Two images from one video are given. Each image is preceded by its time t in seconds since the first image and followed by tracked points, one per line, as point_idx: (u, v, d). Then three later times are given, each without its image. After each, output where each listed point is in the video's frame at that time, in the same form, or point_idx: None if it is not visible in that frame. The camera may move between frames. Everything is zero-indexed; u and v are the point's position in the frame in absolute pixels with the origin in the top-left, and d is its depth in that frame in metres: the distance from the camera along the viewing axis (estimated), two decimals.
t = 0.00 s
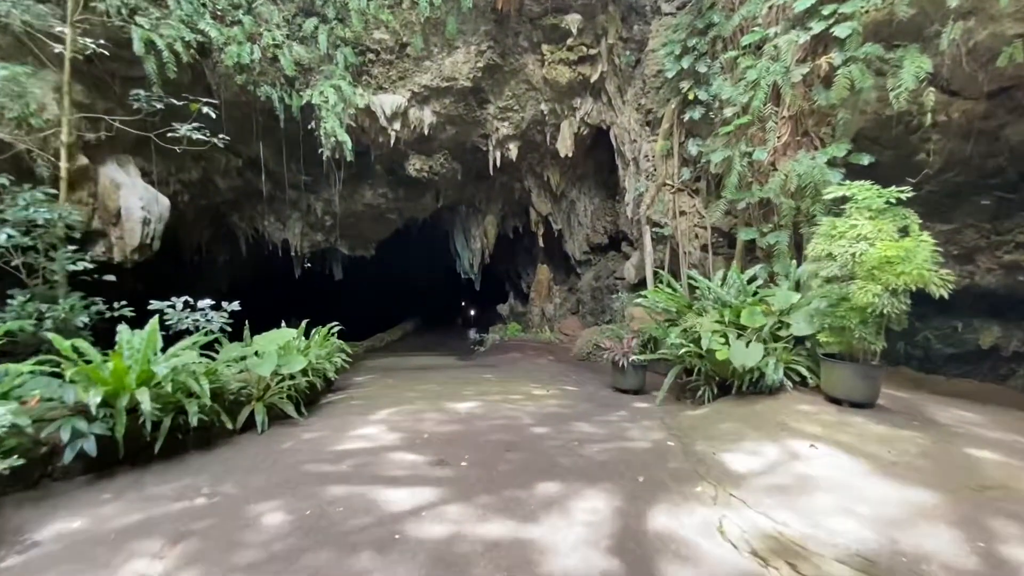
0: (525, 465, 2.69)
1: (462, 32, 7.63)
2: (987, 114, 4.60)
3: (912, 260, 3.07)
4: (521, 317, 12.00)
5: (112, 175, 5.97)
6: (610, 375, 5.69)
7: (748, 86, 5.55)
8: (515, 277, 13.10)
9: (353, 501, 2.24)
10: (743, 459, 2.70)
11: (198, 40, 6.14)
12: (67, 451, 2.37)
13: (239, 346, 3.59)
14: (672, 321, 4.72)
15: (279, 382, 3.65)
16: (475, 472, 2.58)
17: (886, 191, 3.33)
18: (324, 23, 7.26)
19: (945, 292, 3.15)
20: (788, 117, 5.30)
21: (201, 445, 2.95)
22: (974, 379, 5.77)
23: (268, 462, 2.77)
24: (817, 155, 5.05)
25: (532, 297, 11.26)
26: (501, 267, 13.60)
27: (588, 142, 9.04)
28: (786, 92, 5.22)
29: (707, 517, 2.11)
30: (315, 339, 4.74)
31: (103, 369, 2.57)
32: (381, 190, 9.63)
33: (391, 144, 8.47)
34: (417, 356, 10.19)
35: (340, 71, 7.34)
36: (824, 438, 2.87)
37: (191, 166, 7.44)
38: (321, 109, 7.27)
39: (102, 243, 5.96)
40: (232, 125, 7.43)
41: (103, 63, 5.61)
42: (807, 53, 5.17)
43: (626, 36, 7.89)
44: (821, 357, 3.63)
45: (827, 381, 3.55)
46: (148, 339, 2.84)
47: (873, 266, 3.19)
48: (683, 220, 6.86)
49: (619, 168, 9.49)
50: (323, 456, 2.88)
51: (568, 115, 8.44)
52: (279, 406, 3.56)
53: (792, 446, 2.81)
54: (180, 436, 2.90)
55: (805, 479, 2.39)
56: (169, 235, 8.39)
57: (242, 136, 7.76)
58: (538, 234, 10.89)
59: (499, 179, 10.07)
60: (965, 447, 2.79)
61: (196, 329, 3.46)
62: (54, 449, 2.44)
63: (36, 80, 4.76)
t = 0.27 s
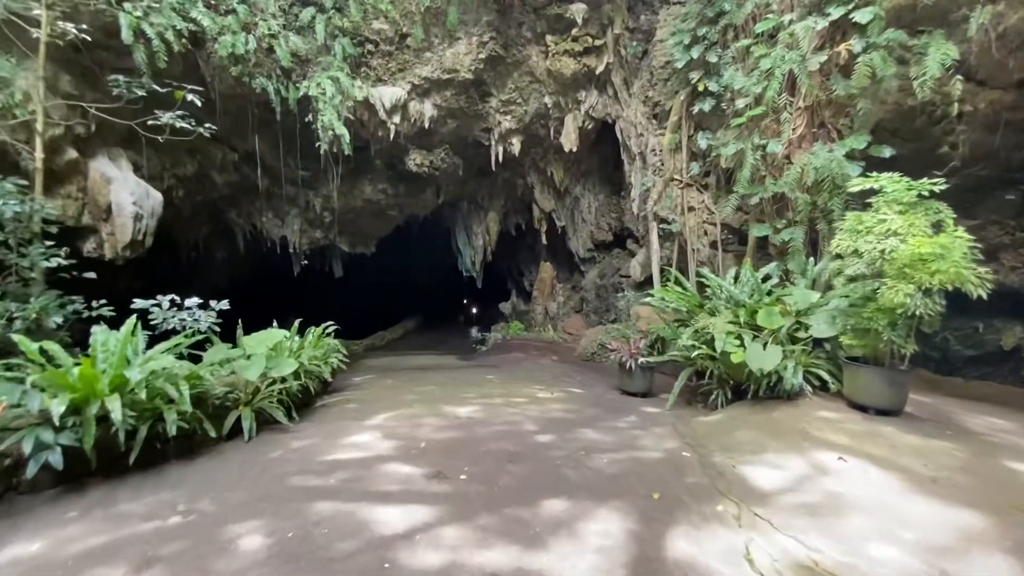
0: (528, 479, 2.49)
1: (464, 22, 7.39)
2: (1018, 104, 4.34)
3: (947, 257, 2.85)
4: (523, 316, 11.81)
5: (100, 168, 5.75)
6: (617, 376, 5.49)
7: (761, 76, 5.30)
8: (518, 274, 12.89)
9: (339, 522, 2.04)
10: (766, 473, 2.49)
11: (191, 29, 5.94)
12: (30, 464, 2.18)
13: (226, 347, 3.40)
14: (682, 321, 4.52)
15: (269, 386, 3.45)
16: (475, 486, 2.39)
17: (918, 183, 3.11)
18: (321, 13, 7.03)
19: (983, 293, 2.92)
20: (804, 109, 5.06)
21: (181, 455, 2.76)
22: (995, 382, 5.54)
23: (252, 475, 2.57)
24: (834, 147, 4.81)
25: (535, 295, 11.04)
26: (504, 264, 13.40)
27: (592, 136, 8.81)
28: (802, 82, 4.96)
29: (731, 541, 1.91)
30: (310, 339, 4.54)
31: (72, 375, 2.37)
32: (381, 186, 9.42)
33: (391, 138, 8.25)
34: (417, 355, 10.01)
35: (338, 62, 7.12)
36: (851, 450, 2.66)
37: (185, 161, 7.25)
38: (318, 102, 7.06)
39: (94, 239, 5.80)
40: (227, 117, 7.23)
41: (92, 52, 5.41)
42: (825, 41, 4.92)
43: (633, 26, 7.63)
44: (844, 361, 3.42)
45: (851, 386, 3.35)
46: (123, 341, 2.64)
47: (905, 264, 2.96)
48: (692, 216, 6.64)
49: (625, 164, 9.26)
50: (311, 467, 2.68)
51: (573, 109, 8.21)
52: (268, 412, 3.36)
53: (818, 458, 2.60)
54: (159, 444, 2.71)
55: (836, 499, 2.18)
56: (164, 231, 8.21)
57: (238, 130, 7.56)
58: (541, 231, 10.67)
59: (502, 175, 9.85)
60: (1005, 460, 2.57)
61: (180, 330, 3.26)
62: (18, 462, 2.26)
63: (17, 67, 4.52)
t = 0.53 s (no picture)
0: (539, 499, 2.28)
1: (467, 14, 7.16)
2: None
3: (993, 258, 2.63)
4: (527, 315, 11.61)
5: (91, 164, 5.55)
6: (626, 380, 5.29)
7: (778, 66, 5.06)
8: (521, 273, 12.69)
9: (332, 552, 1.85)
10: (798, 493, 2.29)
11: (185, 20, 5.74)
12: None
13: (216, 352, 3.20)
14: (695, 324, 4.32)
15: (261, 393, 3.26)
16: (480, 508, 2.19)
17: (958, 178, 2.89)
18: (320, 3, 6.81)
19: None
20: (824, 100, 4.81)
21: (165, 469, 2.57)
22: (1020, 387, 5.32)
23: (239, 493, 2.38)
24: (856, 141, 4.56)
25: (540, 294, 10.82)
26: (507, 262, 13.19)
27: (599, 131, 8.57)
28: (824, 73, 4.68)
29: None
30: (307, 341, 4.35)
31: (40, 385, 2.18)
32: (382, 182, 9.21)
33: (392, 134, 8.04)
34: (420, 354, 9.84)
35: (337, 54, 6.91)
36: (888, 468, 2.45)
37: (181, 156, 7.06)
38: (318, 95, 6.86)
39: (86, 236, 5.62)
40: (223, 111, 7.03)
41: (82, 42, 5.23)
42: (848, 29, 4.66)
43: (642, 17, 7.38)
44: (874, 368, 3.20)
45: (880, 395, 3.15)
46: (101, 348, 2.45)
47: (946, 265, 2.74)
48: (703, 213, 6.41)
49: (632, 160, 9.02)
50: (304, 484, 2.49)
51: (579, 103, 7.98)
52: (260, 421, 3.17)
53: (854, 476, 2.39)
54: (140, 458, 2.52)
55: (880, 526, 1.97)
56: (160, 228, 8.03)
57: (235, 124, 7.36)
58: (546, 228, 10.46)
59: (505, 171, 9.63)
60: None
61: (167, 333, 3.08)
62: None
63: None
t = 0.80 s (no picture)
0: (552, 517, 2.08)
1: (471, 3, 6.93)
2: None
3: None
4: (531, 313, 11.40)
5: (83, 156, 5.34)
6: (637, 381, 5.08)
7: (798, 54, 4.82)
8: (526, 270, 12.47)
9: None
10: (839, 511, 2.08)
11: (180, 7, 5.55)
12: None
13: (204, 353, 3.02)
14: (713, 324, 4.11)
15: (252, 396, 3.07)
16: (488, 526, 1.99)
17: (1005, 165, 2.68)
18: None
19: None
20: (847, 90, 4.58)
21: (147, 479, 2.39)
22: None
23: (225, 508, 2.18)
24: (880, 131, 4.33)
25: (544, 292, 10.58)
26: (511, 260, 12.98)
27: (606, 125, 8.35)
28: (847, 60, 4.44)
29: None
30: (303, 341, 4.15)
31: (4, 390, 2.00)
32: (384, 177, 9.00)
33: (394, 127, 7.83)
34: (422, 353, 9.65)
35: (338, 45, 6.69)
36: (934, 482, 2.24)
37: (178, 149, 6.87)
38: (318, 87, 6.66)
39: (79, 231, 5.41)
40: (220, 103, 6.84)
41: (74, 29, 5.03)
42: (874, 13, 4.43)
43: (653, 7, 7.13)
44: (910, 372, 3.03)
45: (919, 398, 2.95)
46: (76, 349, 2.29)
47: (995, 260, 2.54)
48: (715, 209, 6.19)
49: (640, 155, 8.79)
50: (296, 496, 2.29)
51: (587, 96, 7.75)
52: (251, 426, 2.97)
53: (900, 492, 2.18)
54: (118, 468, 2.33)
55: (936, 551, 1.76)
56: (157, 223, 7.85)
57: (233, 117, 7.17)
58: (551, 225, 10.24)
59: (510, 167, 9.42)
60: None
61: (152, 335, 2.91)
62: None
63: None
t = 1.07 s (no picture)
0: (564, 545, 1.88)
1: None
2: None
3: None
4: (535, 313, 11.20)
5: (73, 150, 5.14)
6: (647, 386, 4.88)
7: (819, 43, 4.59)
8: (530, 269, 12.27)
9: None
10: (886, 544, 1.87)
11: None
12: None
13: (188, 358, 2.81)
14: (729, 327, 3.89)
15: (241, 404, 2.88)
16: (492, 558, 1.79)
17: None
18: None
19: None
20: (871, 80, 4.35)
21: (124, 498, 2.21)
22: None
23: (206, 532, 2.00)
24: (905, 123, 4.10)
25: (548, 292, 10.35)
26: (515, 259, 12.78)
27: (613, 120, 8.12)
28: (870, 48, 4.22)
29: None
30: (298, 344, 3.96)
31: None
32: (385, 174, 8.80)
33: (396, 123, 7.63)
34: (424, 353, 9.48)
35: (337, 37, 6.48)
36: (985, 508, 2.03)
37: (174, 145, 6.70)
38: (317, 81, 6.46)
39: (70, 229, 5.24)
40: (217, 97, 6.66)
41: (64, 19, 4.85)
42: None
43: None
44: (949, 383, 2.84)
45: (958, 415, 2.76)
46: (43, 357, 2.10)
47: None
48: (727, 206, 5.97)
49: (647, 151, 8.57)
50: (283, 519, 2.10)
51: (593, 90, 7.53)
52: (237, 437, 2.78)
53: (950, 519, 1.98)
54: (90, 487, 2.14)
55: None
56: (153, 221, 7.68)
57: (230, 112, 6.99)
58: (556, 223, 10.04)
59: (514, 164, 9.21)
60: None
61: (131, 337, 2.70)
62: None
63: None
